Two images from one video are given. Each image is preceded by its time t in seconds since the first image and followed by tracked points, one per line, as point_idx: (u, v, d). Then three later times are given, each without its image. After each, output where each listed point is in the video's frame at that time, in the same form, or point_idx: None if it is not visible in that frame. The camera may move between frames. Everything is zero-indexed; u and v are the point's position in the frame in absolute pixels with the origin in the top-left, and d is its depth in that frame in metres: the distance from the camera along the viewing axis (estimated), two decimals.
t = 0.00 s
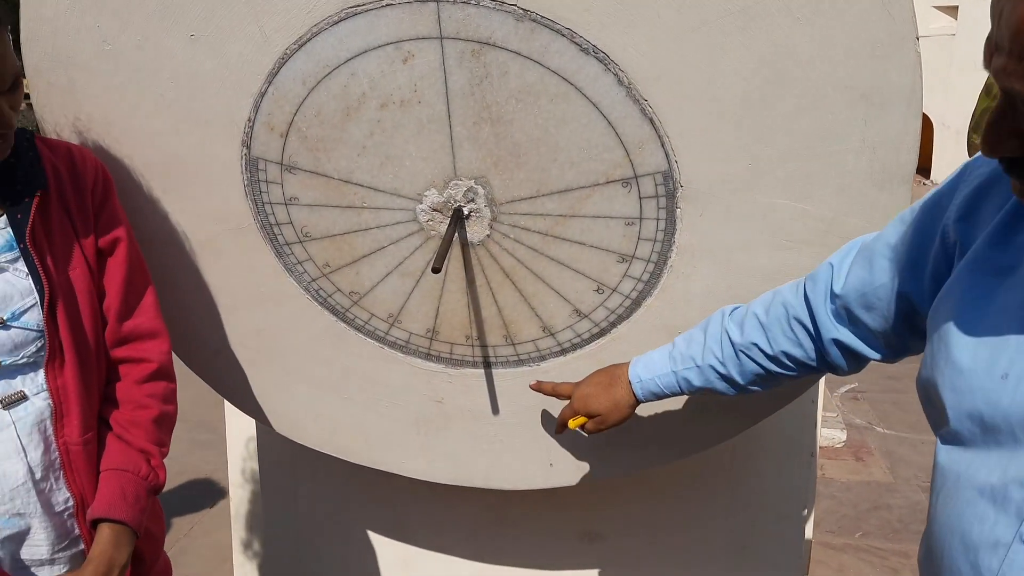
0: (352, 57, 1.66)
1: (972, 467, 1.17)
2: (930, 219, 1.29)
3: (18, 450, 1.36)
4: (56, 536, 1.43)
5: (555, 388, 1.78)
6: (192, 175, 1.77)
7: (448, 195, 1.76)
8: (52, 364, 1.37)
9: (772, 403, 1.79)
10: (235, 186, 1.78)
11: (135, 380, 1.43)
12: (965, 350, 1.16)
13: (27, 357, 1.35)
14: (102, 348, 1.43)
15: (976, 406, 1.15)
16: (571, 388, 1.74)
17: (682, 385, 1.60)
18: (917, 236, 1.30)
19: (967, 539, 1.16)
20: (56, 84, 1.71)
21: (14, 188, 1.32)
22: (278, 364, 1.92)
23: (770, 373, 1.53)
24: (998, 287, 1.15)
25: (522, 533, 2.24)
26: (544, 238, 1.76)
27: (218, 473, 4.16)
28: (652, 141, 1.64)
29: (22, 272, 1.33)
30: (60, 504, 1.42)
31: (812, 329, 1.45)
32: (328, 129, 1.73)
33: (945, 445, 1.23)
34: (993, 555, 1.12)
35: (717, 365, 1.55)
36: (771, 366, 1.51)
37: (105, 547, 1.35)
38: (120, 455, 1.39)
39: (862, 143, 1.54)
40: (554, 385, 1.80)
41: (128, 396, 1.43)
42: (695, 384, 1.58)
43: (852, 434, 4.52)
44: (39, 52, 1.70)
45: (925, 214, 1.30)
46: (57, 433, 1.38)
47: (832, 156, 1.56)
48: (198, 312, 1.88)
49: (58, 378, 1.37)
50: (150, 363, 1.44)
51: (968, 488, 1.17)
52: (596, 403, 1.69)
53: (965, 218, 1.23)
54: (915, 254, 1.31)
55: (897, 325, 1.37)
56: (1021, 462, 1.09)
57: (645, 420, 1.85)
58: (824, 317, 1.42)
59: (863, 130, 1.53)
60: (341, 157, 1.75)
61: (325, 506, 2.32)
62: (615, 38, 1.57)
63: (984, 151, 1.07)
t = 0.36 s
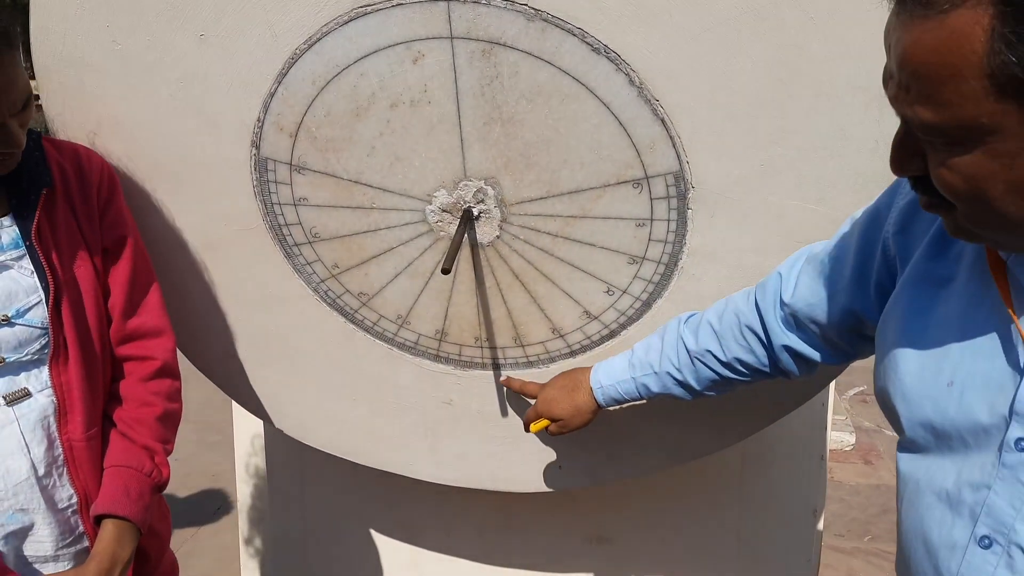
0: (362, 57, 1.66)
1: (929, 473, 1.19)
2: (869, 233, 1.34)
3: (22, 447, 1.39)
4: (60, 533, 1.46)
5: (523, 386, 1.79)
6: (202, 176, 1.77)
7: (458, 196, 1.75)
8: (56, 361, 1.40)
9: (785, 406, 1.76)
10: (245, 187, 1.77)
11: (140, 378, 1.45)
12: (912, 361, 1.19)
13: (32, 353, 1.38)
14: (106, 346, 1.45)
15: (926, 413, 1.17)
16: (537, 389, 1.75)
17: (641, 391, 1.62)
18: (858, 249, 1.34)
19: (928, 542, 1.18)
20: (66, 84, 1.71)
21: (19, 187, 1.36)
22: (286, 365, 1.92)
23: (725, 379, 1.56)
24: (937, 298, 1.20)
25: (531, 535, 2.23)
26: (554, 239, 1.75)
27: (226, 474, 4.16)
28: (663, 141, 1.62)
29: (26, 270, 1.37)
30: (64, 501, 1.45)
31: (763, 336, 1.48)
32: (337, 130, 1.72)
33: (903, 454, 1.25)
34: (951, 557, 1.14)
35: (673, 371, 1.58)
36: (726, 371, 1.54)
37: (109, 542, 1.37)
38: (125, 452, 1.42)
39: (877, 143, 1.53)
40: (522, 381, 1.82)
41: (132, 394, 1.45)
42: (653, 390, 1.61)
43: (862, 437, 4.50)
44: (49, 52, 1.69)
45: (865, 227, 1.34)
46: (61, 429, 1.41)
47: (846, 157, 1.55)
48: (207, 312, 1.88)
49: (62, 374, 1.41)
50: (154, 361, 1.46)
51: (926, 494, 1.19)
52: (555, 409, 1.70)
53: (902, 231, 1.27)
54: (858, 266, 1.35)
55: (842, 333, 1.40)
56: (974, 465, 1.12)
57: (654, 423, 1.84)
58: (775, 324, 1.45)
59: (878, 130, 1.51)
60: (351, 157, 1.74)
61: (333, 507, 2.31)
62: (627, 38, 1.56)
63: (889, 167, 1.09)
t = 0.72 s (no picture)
0: (374, 56, 1.66)
1: (924, 472, 1.17)
2: (869, 235, 1.33)
3: (14, 450, 1.34)
4: (56, 537, 1.41)
5: (530, 386, 1.78)
6: (213, 174, 1.77)
7: (469, 196, 1.75)
8: (48, 362, 1.36)
9: (796, 408, 1.75)
10: (256, 186, 1.77)
11: (136, 376, 1.42)
12: (909, 360, 1.18)
13: (23, 354, 1.33)
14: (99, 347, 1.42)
15: (921, 412, 1.16)
16: (544, 388, 1.74)
17: (647, 391, 1.61)
18: (858, 251, 1.34)
19: (925, 541, 1.17)
20: (78, 82, 1.71)
21: (7, 187, 1.31)
22: (296, 364, 1.91)
23: (731, 378, 1.55)
24: (933, 299, 1.19)
25: (540, 536, 2.22)
26: (565, 239, 1.75)
27: (233, 472, 4.16)
28: (676, 141, 1.62)
29: (14, 270, 1.32)
30: (58, 504, 1.41)
31: (768, 337, 1.48)
32: (349, 128, 1.72)
33: (899, 453, 1.23)
34: (946, 555, 1.13)
35: (680, 371, 1.57)
36: (733, 370, 1.53)
37: (106, 545, 1.33)
38: (120, 452, 1.38)
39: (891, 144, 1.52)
40: (527, 378, 1.82)
41: (127, 393, 1.41)
42: (660, 390, 1.60)
43: (870, 439, 4.47)
44: (61, 50, 1.69)
45: (865, 229, 1.33)
46: (54, 431, 1.37)
47: (860, 158, 1.54)
48: (217, 311, 1.87)
49: (53, 375, 1.36)
50: (148, 359, 1.43)
51: (922, 493, 1.18)
52: (561, 407, 1.69)
53: (901, 232, 1.25)
54: (858, 269, 1.34)
55: (844, 334, 1.39)
56: (968, 464, 1.11)
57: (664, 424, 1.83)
58: (778, 325, 1.45)
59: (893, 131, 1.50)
60: (362, 156, 1.74)
61: (342, 507, 2.30)
62: (641, 37, 1.56)
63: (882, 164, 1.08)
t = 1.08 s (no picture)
0: (384, 54, 1.66)
1: (935, 472, 1.17)
2: (891, 234, 1.32)
3: None
4: (22, 551, 1.42)
5: (550, 383, 1.78)
6: (223, 171, 1.77)
7: (478, 195, 1.74)
8: (12, 370, 1.33)
9: (805, 410, 1.75)
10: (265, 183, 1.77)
11: (100, 383, 1.39)
12: (924, 358, 1.17)
13: None
14: (65, 351, 1.40)
15: (934, 412, 1.15)
16: (566, 386, 1.74)
17: (672, 390, 1.60)
18: (880, 250, 1.32)
19: (932, 541, 1.16)
20: (89, 78, 1.71)
21: None
22: (303, 362, 1.91)
23: (757, 378, 1.53)
24: (950, 298, 1.18)
25: (545, 536, 2.22)
26: (574, 239, 1.74)
27: (240, 470, 4.17)
28: (686, 141, 1.61)
29: None
30: (24, 517, 1.41)
31: (792, 336, 1.46)
32: (359, 126, 1.72)
33: (911, 453, 1.22)
34: (953, 556, 1.12)
35: (706, 371, 1.56)
36: (763, 370, 1.52)
37: (69, 559, 1.32)
38: (84, 464, 1.36)
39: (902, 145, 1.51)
40: (547, 376, 1.82)
41: (92, 401, 1.39)
42: (684, 389, 1.59)
43: (878, 442, 4.45)
44: (72, 46, 1.70)
45: (887, 227, 1.32)
46: (18, 443, 1.35)
47: (871, 159, 1.53)
48: (225, 308, 1.87)
49: (17, 384, 1.34)
50: (115, 365, 1.41)
51: (932, 493, 1.17)
52: (585, 406, 1.69)
53: (919, 231, 1.24)
54: (881, 268, 1.32)
55: (871, 334, 1.37)
56: (979, 465, 1.10)
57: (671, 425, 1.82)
58: (801, 324, 1.43)
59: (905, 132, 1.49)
60: (371, 154, 1.74)
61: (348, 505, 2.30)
62: (651, 37, 1.55)
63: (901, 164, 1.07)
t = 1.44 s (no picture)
0: (390, 51, 1.65)
1: (946, 477, 1.16)
2: (899, 236, 1.30)
3: None
4: None
5: (552, 380, 1.78)
6: (228, 168, 1.77)
7: (483, 193, 1.74)
8: None
9: (810, 411, 1.74)
10: (271, 180, 1.77)
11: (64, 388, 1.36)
12: (934, 362, 1.16)
13: None
14: (25, 356, 1.35)
15: (945, 416, 1.15)
16: (567, 384, 1.75)
17: (674, 390, 1.60)
18: (887, 251, 1.31)
19: (943, 548, 1.15)
20: (95, 74, 1.71)
21: None
22: (308, 359, 1.91)
23: (761, 379, 1.52)
24: (961, 301, 1.17)
25: (549, 535, 2.22)
26: (580, 238, 1.74)
27: (245, 466, 4.19)
28: (693, 140, 1.60)
29: None
30: None
31: (797, 337, 1.44)
32: (364, 123, 1.72)
33: (919, 457, 1.22)
34: (965, 563, 1.11)
35: (708, 371, 1.55)
36: (766, 372, 1.50)
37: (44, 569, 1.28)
38: (52, 472, 1.33)
39: (910, 145, 1.50)
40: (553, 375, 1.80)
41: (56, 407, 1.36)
42: (686, 390, 1.58)
43: (884, 443, 4.44)
44: (78, 42, 1.70)
45: (894, 229, 1.31)
46: None
47: (877, 159, 1.52)
48: (230, 305, 1.87)
49: None
50: (77, 369, 1.38)
51: (943, 499, 1.16)
52: (585, 406, 1.69)
53: (928, 233, 1.23)
54: (888, 270, 1.31)
55: (876, 337, 1.36)
56: (992, 471, 1.09)
57: (676, 425, 1.82)
58: (807, 325, 1.42)
59: (913, 132, 1.48)
60: (377, 152, 1.74)
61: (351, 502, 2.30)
62: (657, 35, 1.55)
63: (915, 169, 1.05)
